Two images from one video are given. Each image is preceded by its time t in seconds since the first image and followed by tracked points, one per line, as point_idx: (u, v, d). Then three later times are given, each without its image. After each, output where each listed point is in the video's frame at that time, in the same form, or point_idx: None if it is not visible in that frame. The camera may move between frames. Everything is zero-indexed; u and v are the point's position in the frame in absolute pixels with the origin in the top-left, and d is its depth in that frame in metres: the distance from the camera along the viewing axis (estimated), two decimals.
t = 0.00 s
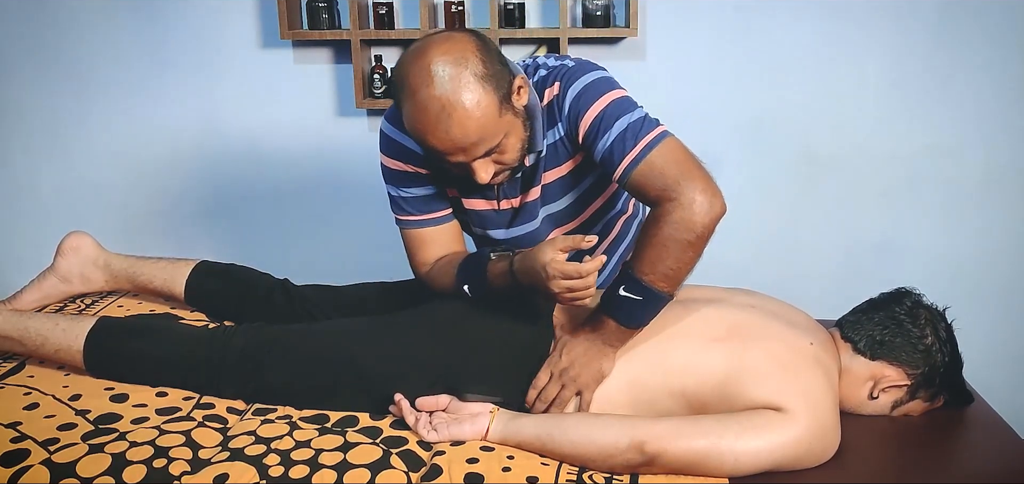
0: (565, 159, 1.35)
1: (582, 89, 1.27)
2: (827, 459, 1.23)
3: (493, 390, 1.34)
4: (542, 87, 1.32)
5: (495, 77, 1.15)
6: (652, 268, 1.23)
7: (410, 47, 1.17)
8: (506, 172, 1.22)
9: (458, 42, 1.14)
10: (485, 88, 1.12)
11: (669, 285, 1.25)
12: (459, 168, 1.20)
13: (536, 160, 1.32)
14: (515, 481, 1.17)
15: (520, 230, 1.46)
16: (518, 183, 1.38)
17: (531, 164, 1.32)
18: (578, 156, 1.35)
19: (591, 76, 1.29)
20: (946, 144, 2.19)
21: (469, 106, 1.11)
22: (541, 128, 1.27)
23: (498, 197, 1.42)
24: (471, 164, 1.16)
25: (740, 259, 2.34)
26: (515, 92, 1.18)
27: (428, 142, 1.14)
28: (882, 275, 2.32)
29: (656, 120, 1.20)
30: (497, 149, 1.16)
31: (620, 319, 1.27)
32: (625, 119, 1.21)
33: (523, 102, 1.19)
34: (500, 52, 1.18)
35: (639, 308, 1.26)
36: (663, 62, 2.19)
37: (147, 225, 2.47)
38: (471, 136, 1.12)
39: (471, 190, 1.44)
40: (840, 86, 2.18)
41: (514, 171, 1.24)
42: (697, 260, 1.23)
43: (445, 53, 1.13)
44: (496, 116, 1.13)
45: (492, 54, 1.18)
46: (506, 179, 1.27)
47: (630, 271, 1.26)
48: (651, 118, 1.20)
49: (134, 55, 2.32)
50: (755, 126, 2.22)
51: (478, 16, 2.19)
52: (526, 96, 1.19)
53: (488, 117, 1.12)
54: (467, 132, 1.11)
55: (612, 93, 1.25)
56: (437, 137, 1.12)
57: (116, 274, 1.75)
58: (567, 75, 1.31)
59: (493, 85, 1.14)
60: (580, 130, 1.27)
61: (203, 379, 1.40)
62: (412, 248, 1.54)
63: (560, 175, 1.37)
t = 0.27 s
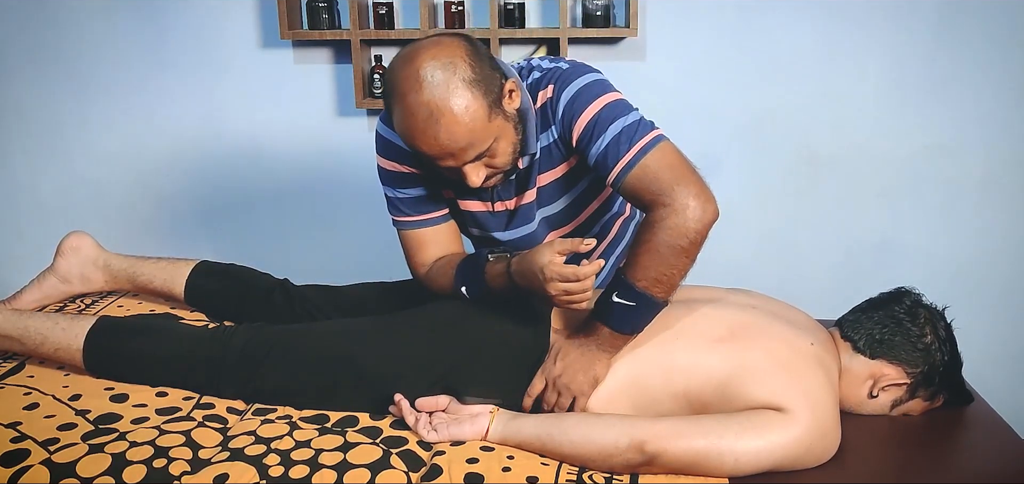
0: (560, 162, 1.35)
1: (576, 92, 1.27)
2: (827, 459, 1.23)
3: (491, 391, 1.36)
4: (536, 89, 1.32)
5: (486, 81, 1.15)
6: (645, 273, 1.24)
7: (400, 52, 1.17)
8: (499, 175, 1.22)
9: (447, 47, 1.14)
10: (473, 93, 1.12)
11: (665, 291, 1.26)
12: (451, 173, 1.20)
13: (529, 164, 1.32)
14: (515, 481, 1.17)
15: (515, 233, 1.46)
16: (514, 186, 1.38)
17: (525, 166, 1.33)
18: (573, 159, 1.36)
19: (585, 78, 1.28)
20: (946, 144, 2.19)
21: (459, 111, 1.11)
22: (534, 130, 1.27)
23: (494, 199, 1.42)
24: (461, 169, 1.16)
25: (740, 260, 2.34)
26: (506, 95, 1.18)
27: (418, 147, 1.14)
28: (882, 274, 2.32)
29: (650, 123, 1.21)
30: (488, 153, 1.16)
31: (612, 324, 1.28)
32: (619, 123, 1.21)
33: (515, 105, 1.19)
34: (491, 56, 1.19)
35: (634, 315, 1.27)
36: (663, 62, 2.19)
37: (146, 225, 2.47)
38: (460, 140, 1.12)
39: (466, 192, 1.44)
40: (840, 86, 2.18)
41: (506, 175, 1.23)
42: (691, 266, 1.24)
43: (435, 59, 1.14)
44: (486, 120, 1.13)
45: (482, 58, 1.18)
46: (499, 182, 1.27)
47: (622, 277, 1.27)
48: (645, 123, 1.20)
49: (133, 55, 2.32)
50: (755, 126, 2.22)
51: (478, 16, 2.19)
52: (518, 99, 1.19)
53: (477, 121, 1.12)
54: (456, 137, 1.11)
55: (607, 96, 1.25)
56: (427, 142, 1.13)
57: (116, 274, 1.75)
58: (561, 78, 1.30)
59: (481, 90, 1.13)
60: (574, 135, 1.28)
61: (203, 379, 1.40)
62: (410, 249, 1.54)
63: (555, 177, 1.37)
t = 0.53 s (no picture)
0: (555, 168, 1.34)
1: (569, 98, 1.25)
2: (827, 460, 1.23)
3: (492, 392, 1.35)
4: (531, 94, 1.30)
5: (479, 86, 1.15)
6: (637, 288, 1.19)
7: (394, 57, 1.17)
8: (493, 179, 1.22)
9: (440, 52, 1.14)
10: (466, 97, 1.12)
11: (661, 302, 1.21)
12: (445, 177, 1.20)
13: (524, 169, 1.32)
14: (515, 481, 1.17)
15: (512, 235, 1.46)
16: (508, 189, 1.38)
17: (519, 171, 1.32)
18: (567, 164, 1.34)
19: (579, 84, 1.26)
20: (947, 144, 2.19)
21: (451, 115, 1.11)
22: (529, 135, 1.26)
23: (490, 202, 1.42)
24: (455, 173, 1.17)
25: (740, 259, 2.34)
26: (500, 100, 1.18)
27: (411, 152, 1.14)
28: (882, 274, 2.32)
29: (644, 131, 1.17)
30: (481, 158, 1.16)
31: (608, 338, 1.27)
32: (612, 130, 1.18)
33: (509, 109, 1.19)
34: (485, 60, 1.18)
35: (632, 330, 1.24)
36: (663, 62, 2.19)
37: (146, 225, 2.47)
38: (453, 145, 1.12)
39: (462, 195, 1.43)
40: (840, 86, 2.18)
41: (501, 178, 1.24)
42: (687, 276, 1.19)
43: (428, 63, 1.14)
44: (479, 125, 1.13)
45: (476, 62, 1.17)
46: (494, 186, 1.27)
47: (619, 293, 1.22)
48: (637, 130, 1.16)
49: (133, 55, 2.32)
50: (755, 126, 2.22)
51: (478, 16, 2.19)
52: (512, 103, 1.19)
53: (470, 126, 1.12)
54: (448, 141, 1.11)
55: (599, 102, 1.22)
56: (419, 147, 1.13)
57: (115, 275, 1.75)
58: (555, 83, 1.28)
59: (475, 94, 1.13)
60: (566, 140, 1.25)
61: (203, 379, 1.40)
62: (410, 251, 1.53)
63: (549, 182, 1.36)
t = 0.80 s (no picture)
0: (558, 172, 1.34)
1: (574, 103, 1.25)
2: (827, 460, 1.23)
3: (492, 394, 1.35)
4: (536, 98, 1.30)
5: (484, 85, 1.15)
6: (633, 304, 1.20)
7: (400, 56, 1.17)
8: (496, 179, 1.22)
9: (446, 51, 1.15)
10: (471, 96, 1.12)
11: (656, 318, 1.22)
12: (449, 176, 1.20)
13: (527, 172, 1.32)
14: (515, 481, 1.17)
15: (516, 236, 1.45)
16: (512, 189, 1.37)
17: (523, 173, 1.32)
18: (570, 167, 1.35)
19: (582, 90, 1.26)
20: (947, 144, 2.19)
21: (456, 114, 1.11)
22: (532, 140, 1.26)
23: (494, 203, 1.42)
24: (458, 172, 1.17)
25: (740, 259, 2.34)
26: (504, 100, 1.18)
27: (415, 150, 1.15)
28: (882, 274, 2.32)
29: (644, 141, 1.18)
30: (485, 157, 1.16)
31: (607, 357, 1.26)
32: (613, 138, 1.19)
33: (513, 109, 1.19)
34: (489, 60, 1.19)
35: (628, 346, 1.24)
36: (663, 62, 2.19)
37: (146, 225, 2.47)
38: (457, 144, 1.12)
39: (465, 194, 1.43)
40: (841, 86, 2.18)
41: (504, 178, 1.24)
42: (682, 290, 1.20)
43: (434, 61, 1.14)
44: (483, 124, 1.13)
45: (480, 61, 1.18)
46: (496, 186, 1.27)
47: (614, 311, 1.23)
48: (637, 140, 1.17)
49: (133, 55, 2.32)
50: (755, 126, 2.22)
51: (478, 16, 2.19)
52: (516, 103, 1.19)
53: (474, 125, 1.12)
54: (452, 140, 1.11)
55: (600, 110, 1.22)
56: (424, 145, 1.13)
57: (115, 275, 1.75)
58: (560, 87, 1.29)
59: (479, 93, 1.13)
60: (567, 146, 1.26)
61: (203, 379, 1.40)
62: (411, 250, 1.53)
63: (552, 185, 1.36)
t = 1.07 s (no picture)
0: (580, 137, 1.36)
1: (599, 67, 1.30)
2: (828, 459, 1.23)
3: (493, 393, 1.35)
4: (553, 66, 1.34)
5: (505, 57, 1.15)
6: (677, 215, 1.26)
7: (420, 29, 1.17)
8: (517, 148, 1.22)
9: (468, 23, 1.14)
10: (495, 67, 1.12)
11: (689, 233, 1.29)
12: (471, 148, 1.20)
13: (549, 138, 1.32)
14: (516, 480, 1.17)
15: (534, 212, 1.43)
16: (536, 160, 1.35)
17: (545, 141, 1.33)
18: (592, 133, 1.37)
19: (602, 53, 1.32)
20: (947, 144, 2.19)
21: (482, 85, 1.11)
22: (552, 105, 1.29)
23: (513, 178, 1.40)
24: (483, 143, 1.17)
25: (740, 259, 2.34)
26: (523, 70, 1.18)
27: (440, 121, 1.14)
28: (882, 274, 2.32)
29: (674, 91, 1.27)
30: (509, 127, 1.16)
31: (640, 258, 1.29)
32: (647, 93, 1.26)
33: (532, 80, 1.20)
34: (508, 31, 1.19)
35: (656, 254, 1.28)
36: (663, 62, 2.19)
37: (146, 225, 2.47)
38: (483, 114, 1.12)
39: (481, 171, 1.42)
40: (840, 86, 2.18)
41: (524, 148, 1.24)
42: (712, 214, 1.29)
43: (456, 34, 1.13)
44: (507, 94, 1.13)
45: (500, 33, 1.17)
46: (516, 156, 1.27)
47: (653, 214, 1.28)
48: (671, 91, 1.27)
49: (133, 55, 2.32)
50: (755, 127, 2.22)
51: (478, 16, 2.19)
52: (534, 74, 1.20)
53: (500, 95, 1.12)
54: (479, 110, 1.11)
55: (626, 66, 1.29)
56: (451, 116, 1.12)
57: (116, 275, 1.75)
58: (579, 54, 1.33)
59: (502, 64, 1.14)
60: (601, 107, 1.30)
61: (203, 379, 1.40)
62: (411, 242, 1.51)
63: (576, 151, 1.37)
